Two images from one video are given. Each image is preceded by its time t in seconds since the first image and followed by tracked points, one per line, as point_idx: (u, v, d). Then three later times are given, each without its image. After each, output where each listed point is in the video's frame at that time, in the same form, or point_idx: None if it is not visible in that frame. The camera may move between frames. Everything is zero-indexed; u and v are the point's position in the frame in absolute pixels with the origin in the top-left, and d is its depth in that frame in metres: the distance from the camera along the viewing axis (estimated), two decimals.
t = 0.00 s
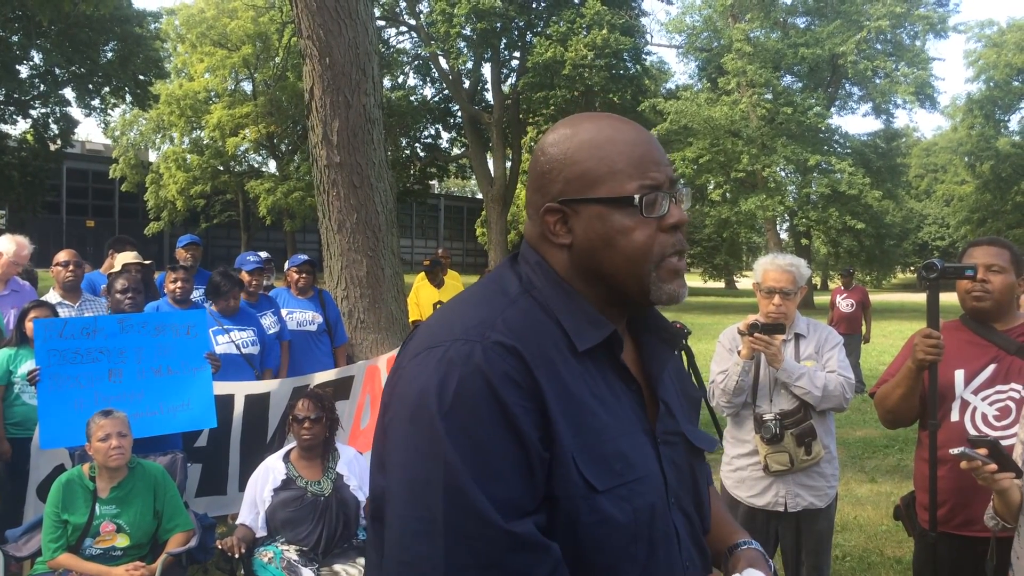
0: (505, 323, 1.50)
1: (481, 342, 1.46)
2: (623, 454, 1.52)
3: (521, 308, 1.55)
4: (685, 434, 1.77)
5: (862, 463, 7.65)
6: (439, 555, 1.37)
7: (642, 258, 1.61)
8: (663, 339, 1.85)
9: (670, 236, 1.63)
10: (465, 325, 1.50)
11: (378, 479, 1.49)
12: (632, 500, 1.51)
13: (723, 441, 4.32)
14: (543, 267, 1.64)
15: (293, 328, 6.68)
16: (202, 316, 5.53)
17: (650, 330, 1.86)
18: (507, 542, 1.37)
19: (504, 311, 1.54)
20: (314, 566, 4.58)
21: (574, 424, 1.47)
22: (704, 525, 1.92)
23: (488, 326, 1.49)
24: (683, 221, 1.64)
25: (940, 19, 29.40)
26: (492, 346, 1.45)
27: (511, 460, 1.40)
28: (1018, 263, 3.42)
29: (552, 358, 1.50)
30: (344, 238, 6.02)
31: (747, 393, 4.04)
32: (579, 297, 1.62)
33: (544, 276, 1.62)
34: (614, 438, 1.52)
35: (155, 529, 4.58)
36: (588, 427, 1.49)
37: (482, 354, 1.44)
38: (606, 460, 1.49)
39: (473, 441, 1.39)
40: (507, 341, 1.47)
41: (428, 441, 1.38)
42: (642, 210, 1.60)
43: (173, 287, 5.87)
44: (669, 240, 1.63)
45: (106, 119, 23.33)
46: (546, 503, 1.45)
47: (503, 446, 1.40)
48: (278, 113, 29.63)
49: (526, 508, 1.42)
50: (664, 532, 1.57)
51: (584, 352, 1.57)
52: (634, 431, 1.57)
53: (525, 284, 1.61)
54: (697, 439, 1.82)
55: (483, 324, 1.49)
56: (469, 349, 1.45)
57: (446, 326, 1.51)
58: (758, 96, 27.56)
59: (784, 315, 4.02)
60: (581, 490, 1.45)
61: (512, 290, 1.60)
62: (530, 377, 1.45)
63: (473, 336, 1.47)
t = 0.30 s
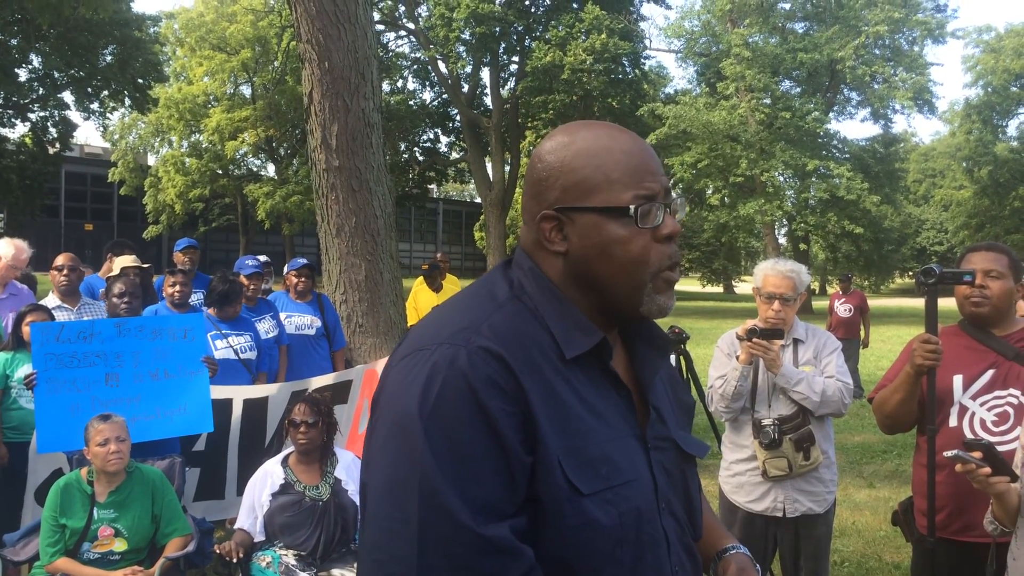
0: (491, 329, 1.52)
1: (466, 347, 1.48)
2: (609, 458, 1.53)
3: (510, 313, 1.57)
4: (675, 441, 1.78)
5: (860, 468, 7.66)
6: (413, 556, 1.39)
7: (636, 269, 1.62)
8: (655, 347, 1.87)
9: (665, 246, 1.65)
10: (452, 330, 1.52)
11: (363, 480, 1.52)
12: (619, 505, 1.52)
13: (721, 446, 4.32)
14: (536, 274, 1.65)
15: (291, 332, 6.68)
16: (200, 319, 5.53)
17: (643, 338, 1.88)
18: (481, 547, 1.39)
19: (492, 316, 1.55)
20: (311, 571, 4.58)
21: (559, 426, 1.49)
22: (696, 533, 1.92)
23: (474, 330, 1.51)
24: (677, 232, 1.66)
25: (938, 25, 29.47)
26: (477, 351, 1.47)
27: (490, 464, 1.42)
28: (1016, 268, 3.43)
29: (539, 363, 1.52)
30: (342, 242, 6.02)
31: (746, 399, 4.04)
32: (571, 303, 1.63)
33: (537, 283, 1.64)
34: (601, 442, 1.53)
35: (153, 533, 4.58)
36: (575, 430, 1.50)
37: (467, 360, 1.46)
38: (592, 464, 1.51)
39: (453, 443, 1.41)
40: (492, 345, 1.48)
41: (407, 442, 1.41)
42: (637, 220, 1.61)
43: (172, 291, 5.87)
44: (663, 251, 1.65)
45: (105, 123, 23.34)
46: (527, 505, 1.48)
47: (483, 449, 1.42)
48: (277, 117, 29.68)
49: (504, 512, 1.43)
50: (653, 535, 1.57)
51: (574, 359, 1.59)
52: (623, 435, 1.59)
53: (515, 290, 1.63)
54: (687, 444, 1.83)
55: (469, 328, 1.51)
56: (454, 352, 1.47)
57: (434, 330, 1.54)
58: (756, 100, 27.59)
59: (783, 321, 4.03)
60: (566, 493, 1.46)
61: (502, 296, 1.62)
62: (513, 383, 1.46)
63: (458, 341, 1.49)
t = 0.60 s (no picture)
0: (478, 331, 1.54)
1: (452, 350, 1.50)
2: (596, 459, 1.54)
3: (498, 317, 1.59)
4: (666, 444, 1.77)
5: (861, 472, 7.65)
6: (397, 556, 1.41)
7: (621, 270, 1.65)
8: (646, 347, 1.88)
9: (650, 247, 1.67)
10: (440, 333, 1.55)
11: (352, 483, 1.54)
12: (606, 503, 1.53)
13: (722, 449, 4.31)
14: (525, 277, 1.68)
15: (291, 335, 6.68)
16: (199, 323, 5.54)
17: (633, 340, 1.89)
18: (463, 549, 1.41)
19: (479, 319, 1.58)
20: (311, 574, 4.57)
21: (544, 428, 1.50)
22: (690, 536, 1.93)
23: (460, 334, 1.53)
24: (662, 232, 1.68)
25: (938, 29, 29.49)
26: (463, 354, 1.49)
27: (476, 465, 1.44)
28: (1016, 271, 3.42)
29: (525, 364, 1.54)
30: (342, 245, 6.02)
31: (746, 402, 4.03)
32: (559, 306, 1.66)
33: (525, 285, 1.67)
34: (587, 441, 1.55)
35: (154, 536, 4.58)
36: (562, 431, 1.52)
37: (453, 363, 1.48)
38: (580, 464, 1.52)
39: (439, 446, 1.43)
40: (478, 348, 1.51)
41: (392, 444, 1.44)
42: (621, 222, 1.63)
43: (173, 294, 5.87)
44: (647, 252, 1.67)
45: (107, 127, 23.42)
46: (514, 506, 1.49)
47: (467, 451, 1.44)
48: (278, 121, 29.74)
49: (491, 511, 1.45)
50: (640, 535, 1.58)
51: (563, 360, 1.60)
52: (611, 437, 1.60)
53: (503, 294, 1.66)
54: (679, 446, 1.82)
55: (456, 331, 1.53)
56: (441, 355, 1.49)
57: (422, 334, 1.57)
58: (757, 104, 27.62)
59: (784, 325, 4.03)
60: (551, 494, 1.48)
61: (490, 299, 1.64)
62: (498, 383, 1.48)
63: (446, 344, 1.51)
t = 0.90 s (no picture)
0: (470, 326, 1.59)
1: (442, 343, 1.54)
2: (587, 452, 1.56)
3: (491, 312, 1.63)
4: (664, 437, 1.76)
5: (862, 476, 7.64)
6: (364, 532, 1.45)
7: (613, 279, 1.66)
8: (644, 347, 1.90)
9: (642, 264, 1.68)
10: (433, 325, 1.60)
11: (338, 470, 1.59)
12: (598, 496, 1.55)
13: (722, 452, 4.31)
14: (521, 276, 1.72)
15: (292, 338, 6.68)
16: (200, 325, 5.54)
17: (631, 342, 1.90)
18: (431, 531, 1.43)
19: (473, 313, 1.62)
20: None
21: (535, 419, 1.53)
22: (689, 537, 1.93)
23: (453, 327, 1.58)
24: (655, 250, 1.69)
25: (939, 32, 29.46)
26: (453, 346, 1.54)
27: (456, 455, 1.47)
28: (1016, 275, 3.42)
29: (517, 357, 1.58)
30: (343, 247, 6.02)
31: (747, 405, 4.04)
32: (552, 305, 1.69)
33: (521, 284, 1.71)
34: (580, 435, 1.57)
35: (154, 538, 4.58)
36: (551, 424, 1.54)
37: (441, 356, 1.53)
38: (571, 456, 1.54)
39: (418, 433, 1.47)
40: (469, 342, 1.55)
41: (375, 430, 1.49)
42: (614, 237, 1.65)
43: (174, 296, 5.88)
44: (638, 269, 1.67)
45: (107, 129, 23.42)
46: (497, 497, 1.52)
47: (450, 438, 1.48)
48: (279, 123, 29.77)
49: (469, 501, 1.48)
50: (634, 528, 1.60)
51: (554, 355, 1.63)
52: (604, 433, 1.61)
53: (500, 292, 1.70)
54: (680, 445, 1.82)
55: (448, 324, 1.58)
56: (432, 347, 1.54)
57: (418, 328, 1.62)
58: (757, 107, 27.62)
59: (784, 327, 4.03)
60: (541, 483, 1.50)
61: (486, 296, 1.69)
62: (485, 377, 1.52)
63: (438, 335, 1.56)
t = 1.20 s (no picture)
0: (462, 331, 1.61)
1: (432, 348, 1.57)
2: (582, 455, 1.57)
3: (485, 317, 1.66)
4: (656, 434, 1.75)
5: (862, 478, 7.64)
6: (334, 529, 1.49)
7: (617, 293, 1.67)
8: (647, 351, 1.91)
9: (647, 276, 1.67)
10: (425, 330, 1.63)
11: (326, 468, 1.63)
12: (591, 500, 1.56)
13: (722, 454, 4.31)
14: (523, 281, 1.74)
15: (293, 340, 6.67)
16: (200, 327, 5.54)
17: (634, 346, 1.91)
18: (400, 530, 1.45)
19: (466, 318, 1.65)
20: None
21: (527, 423, 1.55)
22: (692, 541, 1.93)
23: (444, 332, 1.61)
24: (663, 264, 1.68)
25: (940, 35, 29.40)
26: (443, 351, 1.57)
27: (436, 457, 1.49)
28: (1015, 278, 3.43)
29: (508, 362, 1.60)
30: (344, 250, 6.03)
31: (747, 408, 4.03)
32: (552, 311, 1.70)
33: (521, 290, 1.72)
34: (574, 439, 1.57)
35: (154, 541, 4.58)
36: (544, 426, 1.56)
37: (430, 359, 1.55)
38: (564, 459, 1.55)
39: (398, 434, 1.50)
40: (459, 348, 1.58)
41: (357, 431, 1.52)
42: (621, 251, 1.64)
43: (174, 299, 5.88)
44: (645, 280, 1.67)
45: (109, 131, 23.43)
46: (479, 499, 1.54)
47: (432, 441, 1.50)
48: (280, 126, 29.83)
49: (449, 503, 1.50)
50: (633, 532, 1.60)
51: (548, 361, 1.64)
52: (601, 439, 1.62)
53: (497, 298, 1.73)
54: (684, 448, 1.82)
55: (439, 329, 1.61)
56: (422, 351, 1.57)
57: (412, 332, 1.65)
58: (758, 110, 27.61)
59: (785, 330, 4.02)
60: (531, 486, 1.52)
61: (481, 301, 1.71)
62: (472, 382, 1.55)
63: (429, 340, 1.59)
